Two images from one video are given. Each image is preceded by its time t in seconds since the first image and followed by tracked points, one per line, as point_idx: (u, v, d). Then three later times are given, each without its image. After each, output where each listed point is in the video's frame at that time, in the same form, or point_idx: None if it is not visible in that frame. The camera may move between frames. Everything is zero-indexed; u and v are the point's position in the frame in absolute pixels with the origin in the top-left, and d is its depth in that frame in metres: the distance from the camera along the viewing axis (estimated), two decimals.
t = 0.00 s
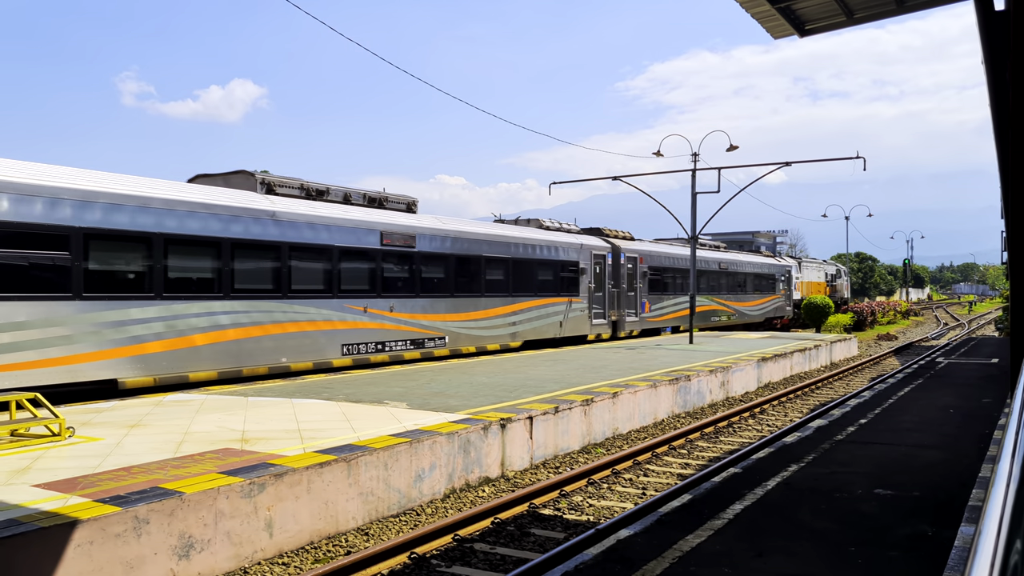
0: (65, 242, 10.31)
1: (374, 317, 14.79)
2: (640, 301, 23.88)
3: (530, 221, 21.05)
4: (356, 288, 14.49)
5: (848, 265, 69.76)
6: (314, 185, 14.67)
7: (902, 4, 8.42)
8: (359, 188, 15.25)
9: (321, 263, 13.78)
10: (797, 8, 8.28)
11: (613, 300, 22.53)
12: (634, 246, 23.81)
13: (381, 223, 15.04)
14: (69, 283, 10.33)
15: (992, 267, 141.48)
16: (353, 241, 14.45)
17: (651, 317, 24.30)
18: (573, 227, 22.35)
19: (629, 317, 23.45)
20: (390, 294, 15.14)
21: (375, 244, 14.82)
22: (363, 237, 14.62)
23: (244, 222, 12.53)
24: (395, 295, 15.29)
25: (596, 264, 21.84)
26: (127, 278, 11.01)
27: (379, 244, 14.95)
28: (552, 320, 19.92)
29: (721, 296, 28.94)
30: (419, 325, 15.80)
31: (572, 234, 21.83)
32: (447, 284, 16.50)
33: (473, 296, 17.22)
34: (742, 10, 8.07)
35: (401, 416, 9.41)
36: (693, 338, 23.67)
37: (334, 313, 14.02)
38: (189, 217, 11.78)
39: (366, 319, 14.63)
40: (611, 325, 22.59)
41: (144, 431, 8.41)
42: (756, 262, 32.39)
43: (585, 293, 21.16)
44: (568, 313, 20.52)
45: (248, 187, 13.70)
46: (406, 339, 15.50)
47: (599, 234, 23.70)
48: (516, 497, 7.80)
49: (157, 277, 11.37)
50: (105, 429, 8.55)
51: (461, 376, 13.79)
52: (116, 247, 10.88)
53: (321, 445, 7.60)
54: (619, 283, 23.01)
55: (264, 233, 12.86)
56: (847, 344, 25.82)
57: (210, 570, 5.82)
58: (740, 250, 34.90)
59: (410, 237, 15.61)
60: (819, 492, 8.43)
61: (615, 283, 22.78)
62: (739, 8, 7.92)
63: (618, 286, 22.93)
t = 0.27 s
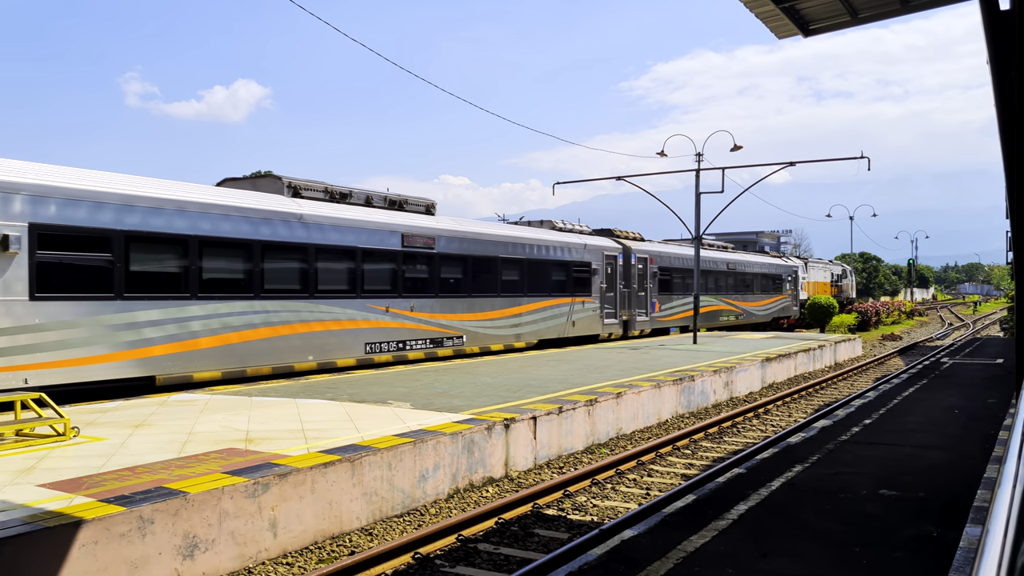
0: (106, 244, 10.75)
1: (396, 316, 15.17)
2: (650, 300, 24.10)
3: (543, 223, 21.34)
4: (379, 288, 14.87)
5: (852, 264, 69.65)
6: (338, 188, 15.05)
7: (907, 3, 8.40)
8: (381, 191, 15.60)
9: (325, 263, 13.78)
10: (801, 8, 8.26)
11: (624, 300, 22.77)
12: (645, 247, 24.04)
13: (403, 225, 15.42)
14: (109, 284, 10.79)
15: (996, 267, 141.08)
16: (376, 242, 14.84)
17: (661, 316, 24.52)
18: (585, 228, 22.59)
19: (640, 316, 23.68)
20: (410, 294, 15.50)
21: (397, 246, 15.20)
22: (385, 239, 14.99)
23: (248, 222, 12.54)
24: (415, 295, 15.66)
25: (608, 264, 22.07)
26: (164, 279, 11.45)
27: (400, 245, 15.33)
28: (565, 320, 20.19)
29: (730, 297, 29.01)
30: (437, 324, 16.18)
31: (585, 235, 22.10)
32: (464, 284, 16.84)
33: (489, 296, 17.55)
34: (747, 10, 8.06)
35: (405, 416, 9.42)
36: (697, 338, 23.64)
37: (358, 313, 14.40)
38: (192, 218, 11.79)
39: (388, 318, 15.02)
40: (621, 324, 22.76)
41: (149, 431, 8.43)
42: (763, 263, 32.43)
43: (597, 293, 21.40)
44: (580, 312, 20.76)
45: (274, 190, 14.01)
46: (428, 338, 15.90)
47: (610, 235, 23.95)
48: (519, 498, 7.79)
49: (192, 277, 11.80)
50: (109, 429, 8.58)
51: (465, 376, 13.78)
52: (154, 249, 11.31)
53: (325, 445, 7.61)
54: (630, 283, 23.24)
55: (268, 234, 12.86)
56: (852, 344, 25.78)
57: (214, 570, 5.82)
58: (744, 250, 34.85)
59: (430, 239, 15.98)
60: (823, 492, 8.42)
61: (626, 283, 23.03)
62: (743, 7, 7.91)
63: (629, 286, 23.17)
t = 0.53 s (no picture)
0: (140, 245, 11.11)
1: (413, 315, 15.50)
2: (656, 300, 24.26)
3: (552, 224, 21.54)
4: (397, 288, 15.20)
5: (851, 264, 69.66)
6: (356, 191, 15.35)
7: (907, 3, 8.40)
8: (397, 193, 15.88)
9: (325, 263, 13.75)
10: (801, 7, 8.27)
11: (631, 300, 22.92)
12: (651, 247, 24.20)
13: (419, 226, 15.72)
14: (143, 283, 11.14)
15: (996, 267, 141.11)
16: (393, 243, 15.14)
17: (667, 316, 24.69)
18: (592, 228, 22.74)
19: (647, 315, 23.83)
20: (426, 294, 15.80)
21: (413, 247, 15.50)
22: (402, 240, 15.28)
23: (248, 222, 12.52)
24: (431, 294, 15.96)
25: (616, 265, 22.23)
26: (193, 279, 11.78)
27: (416, 246, 15.63)
28: (573, 319, 20.37)
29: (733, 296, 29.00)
30: (452, 323, 16.48)
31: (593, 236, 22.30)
32: (478, 284, 17.12)
33: (501, 296, 17.83)
34: (747, 10, 8.06)
35: (405, 416, 9.40)
36: (696, 338, 23.63)
37: (376, 312, 14.72)
38: (192, 217, 11.76)
39: (405, 317, 15.34)
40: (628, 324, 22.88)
41: (148, 431, 8.41)
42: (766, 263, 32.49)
43: (605, 293, 21.57)
44: (588, 312, 20.94)
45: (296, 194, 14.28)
46: (433, 338, 16.02)
47: (617, 235, 24.11)
48: (519, 497, 7.79)
49: (221, 278, 12.14)
50: (109, 429, 8.56)
51: (464, 376, 13.76)
52: (185, 249, 11.67)
53: (325, 445, 7.60)
54: (637, 283, 23.40)
55: (267, 233, 12.83)
56: (851, 344, 25.77)
57: (213, 569, 5.82)
58: (744, 250, 34.85)
59: (444, 240, 16.27)
60: (823, 492, 8.42)
61: (633, 283, 23.20)
62: (744, 7, 7.91)
63: (636, 285, 23.33)
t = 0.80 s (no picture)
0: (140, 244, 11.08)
1: (429, 314, 15.84)
2: (663, 299, 24.38)
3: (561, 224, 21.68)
4: (414, 288, 15.53)
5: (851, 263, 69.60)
6: (375, 193, 15.67)
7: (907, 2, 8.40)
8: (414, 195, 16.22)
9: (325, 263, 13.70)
10: (801, 7, 8.27)
11: (638, 299, 23.06)
12: (658, 247, 24.33)
13: (435, 228, 16.05)
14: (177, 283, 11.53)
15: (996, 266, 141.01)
16: (411, 244, 15.46)
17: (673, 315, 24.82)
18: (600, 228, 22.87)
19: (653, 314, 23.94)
20: (442, 293, 16.13)
21: (430, 247, 15.82)
22: (419, 241, 15.60)
23: (248, 221, 12.48)
24: (447, 294, 16.28)
25: (624, 264, 22.38)
26: (225, 278, 12.15)
27: (433, 247, 15.95)
28: (582, 318, 20.52)
29: (735, 296, 28.94)
30: (466, 321, 16.77)
31: (601, 236, 22.47)
32: (491, 284, 17.40)
33: (513, 295, 18.09)
34: (747, 9, 8.05)
35: (405, 416, 9.36)
36: (697, 337, 23.60)
37: (394, 311, 15.05)
38: (193, 217, 11.72)
39: (422, 316, 15.67)
40: (635, 323, 22.96)
41: (148, 431, 8.39)
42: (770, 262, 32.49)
43: (613, 292, 21.72)
44: (596, 311, 21.09)
45: (318, 196, 14.60)
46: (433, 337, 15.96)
47: (625, 236, 24.25)
48: (519, 497, 7.78)
49: (248, 278, 12.48)
50: (109, 428, 8.55)
51: (464, 375, 13.73)
52: (201, 250, 11.83)
53: (325, 445, 7.59)
54: (644, 282, 23.53)
55: (267, 233, 12.79)
56: (851, 343, 25.74)
57: (214, 569, 5.83)
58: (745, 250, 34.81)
59: (459, 241, 16.58)
60: (823, 491, 8.42)
61: (641, 282, 23.35)
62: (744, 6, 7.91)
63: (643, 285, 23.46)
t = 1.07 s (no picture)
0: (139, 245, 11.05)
1: (445, 314, 16.09)
2: (669, 299, 24.46)
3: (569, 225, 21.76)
4: (430, 289, 15.79)
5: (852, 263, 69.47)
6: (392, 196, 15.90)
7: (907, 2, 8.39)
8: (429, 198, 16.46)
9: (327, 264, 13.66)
10: (801, 6, 8.26)
11: (646, 298, 23.13)
12: (665, 247, 24.41)
13: (450, 229, 16.28)
14: (209, 284, 11.97)
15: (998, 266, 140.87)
16: (427, 245, 15.70)
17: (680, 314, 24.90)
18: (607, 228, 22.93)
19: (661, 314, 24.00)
20: (458, 293, 16.38)
21: (445, 249, 16.05)
22: (435, 243, 15.83)
23: (248, 222, 12.44)
24: (462, 294, 16.52)
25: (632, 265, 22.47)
26: (254, 279, 12.58)
27: (448, 248, 16.19)
28: (591, 317, 20.61)
29: (738, 296, 28.86)
30: (480, 320, 17.00)
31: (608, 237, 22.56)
32: (504, 284, 17.61)
33: (526, 294, 18.30)
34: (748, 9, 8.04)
35: (406, 416, 9.37)
36: (697, 337, 23.58)
37: (412, 311, 15.31)
38: (192, 217, 11.69)
39: (437, 316, 15.92)
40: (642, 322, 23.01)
41: (149, 431, 8.40)
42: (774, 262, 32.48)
43: (622, 292, 21.80)
44: (605, 310, 21.18)
45: (338, 200, 14.83)
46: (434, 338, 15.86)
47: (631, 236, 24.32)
48: (519, 497, 7.78)
49: (274, 279, 12.88)
50: (109, 428, 8.57)
51: (465, 375, 13.72)
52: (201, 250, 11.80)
53: (325, 445, 7.59)
54: (650, 281, 23.60)
55: (268, 233, 12.75)
56: (852, 343, 25.70)
57: (215, 569, 5.83)
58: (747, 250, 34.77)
59: (473, 242, 16.80)
60: (823, 491, 8.41)
61: (648, 282, 23.44)
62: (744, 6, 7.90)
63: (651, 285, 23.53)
